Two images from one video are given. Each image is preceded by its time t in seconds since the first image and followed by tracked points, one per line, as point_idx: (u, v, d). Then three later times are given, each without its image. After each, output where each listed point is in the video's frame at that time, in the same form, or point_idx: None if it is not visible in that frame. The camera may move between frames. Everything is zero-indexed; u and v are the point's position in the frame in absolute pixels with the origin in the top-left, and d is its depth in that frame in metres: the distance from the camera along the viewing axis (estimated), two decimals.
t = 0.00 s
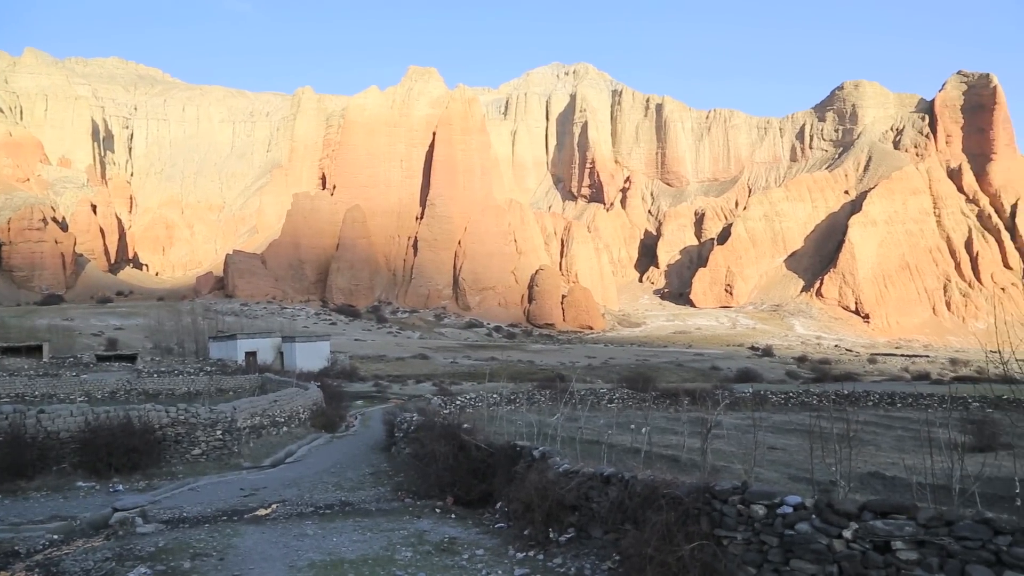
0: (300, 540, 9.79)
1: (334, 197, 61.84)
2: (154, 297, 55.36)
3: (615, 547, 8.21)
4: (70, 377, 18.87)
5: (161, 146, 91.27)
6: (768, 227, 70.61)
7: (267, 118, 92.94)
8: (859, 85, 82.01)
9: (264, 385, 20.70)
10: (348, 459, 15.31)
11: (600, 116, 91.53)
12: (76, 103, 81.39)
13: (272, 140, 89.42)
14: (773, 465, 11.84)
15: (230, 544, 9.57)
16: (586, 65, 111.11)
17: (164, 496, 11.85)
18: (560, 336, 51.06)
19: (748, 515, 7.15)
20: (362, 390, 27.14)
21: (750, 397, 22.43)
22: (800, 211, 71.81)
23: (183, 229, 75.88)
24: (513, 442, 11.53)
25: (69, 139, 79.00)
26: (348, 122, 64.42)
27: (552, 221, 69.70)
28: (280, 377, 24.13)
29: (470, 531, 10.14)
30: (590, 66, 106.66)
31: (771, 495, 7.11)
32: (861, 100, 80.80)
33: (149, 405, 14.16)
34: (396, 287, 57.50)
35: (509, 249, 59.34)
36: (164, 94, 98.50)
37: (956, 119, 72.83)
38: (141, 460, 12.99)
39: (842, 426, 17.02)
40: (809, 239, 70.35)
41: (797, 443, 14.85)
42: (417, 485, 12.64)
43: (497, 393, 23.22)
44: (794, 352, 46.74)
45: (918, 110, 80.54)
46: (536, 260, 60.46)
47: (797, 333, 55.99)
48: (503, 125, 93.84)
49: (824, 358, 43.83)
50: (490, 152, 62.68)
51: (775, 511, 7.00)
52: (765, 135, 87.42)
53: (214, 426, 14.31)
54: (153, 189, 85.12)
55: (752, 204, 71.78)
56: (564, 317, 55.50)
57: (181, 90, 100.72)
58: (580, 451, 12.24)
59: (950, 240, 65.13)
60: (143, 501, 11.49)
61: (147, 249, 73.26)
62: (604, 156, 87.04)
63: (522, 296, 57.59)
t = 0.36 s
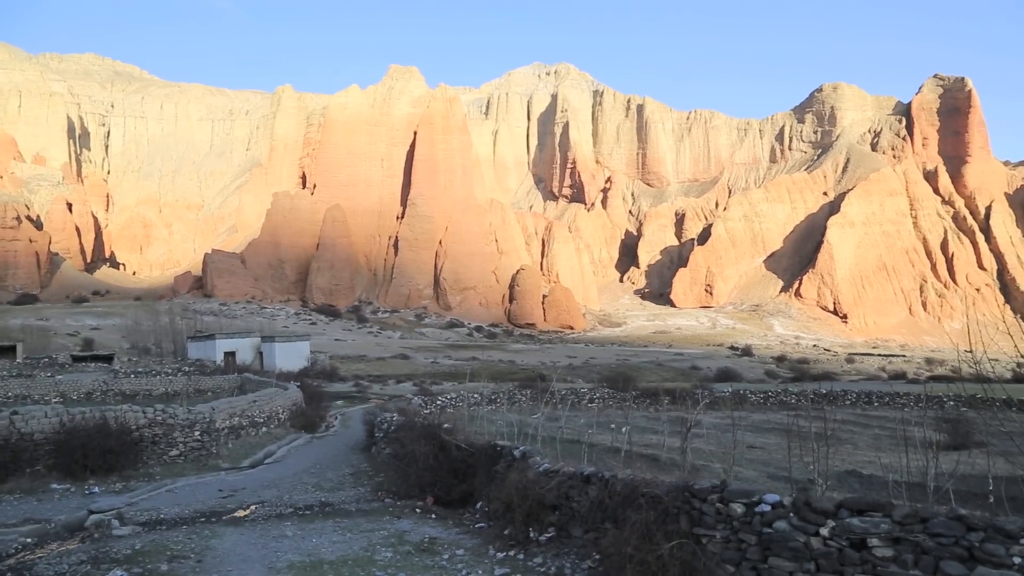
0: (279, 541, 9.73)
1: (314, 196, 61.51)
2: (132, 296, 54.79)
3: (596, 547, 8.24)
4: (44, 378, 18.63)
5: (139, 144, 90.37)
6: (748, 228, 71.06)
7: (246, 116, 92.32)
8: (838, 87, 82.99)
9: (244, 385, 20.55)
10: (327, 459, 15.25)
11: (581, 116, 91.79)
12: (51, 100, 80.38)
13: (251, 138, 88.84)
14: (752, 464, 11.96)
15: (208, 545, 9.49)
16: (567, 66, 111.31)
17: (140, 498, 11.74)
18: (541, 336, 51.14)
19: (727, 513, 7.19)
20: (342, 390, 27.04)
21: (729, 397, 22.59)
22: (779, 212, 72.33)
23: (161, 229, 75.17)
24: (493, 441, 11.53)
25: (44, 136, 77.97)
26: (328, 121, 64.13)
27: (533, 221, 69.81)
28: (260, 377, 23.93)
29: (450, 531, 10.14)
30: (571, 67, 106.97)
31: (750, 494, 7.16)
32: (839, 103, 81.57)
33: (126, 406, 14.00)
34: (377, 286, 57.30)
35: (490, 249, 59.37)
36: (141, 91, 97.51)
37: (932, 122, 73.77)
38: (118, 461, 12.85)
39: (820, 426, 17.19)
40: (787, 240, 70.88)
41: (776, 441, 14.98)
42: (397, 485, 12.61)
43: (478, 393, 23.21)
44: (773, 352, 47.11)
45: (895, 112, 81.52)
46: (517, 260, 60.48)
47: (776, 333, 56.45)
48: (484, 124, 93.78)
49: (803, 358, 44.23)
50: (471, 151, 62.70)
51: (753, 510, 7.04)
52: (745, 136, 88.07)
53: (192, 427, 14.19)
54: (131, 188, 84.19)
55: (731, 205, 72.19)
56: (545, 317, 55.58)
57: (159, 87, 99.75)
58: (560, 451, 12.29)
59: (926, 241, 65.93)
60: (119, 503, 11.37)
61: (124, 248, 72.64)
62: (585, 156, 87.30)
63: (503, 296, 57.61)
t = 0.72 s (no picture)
0: (258, 543, 9.65)
1: (292, 195, 61.10)
2: (106, 296, 54.20)
3: (575, 545, 8.25)
4: (16, 379, 18.36)
5: (113, 142, 89.31)
6: (726, 227, 71.49)
7: (223, 114, 91.55)
8: (815, 88, 83.88)
9: (221, 385, 20.37)
10: (306, 460, 15.15)
11: (561, 115, 91.88)
12: (23, 98, 79.27)
13: (228, 136, 88.09)
14: (731, 461, 12.08)
15: (185, 548, 9.40)
16: (546, 65, 111.47)
17: (116, 501, 11.60)
18: (521, 335, 51.14)
19: (705, 510, 7.22)
20: (321, 390, 26.88)
21: (708, 395, 22.71)
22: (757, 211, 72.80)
23: (136, 228, 74.41)
24: (473, 440, 11.51)
25: (15, 134, 76.88)
26: (306, 120, 63.75)
27: (512, 220, 69.81)
28: (237, 377, 23.71)
29: (430, 531, 10.10)
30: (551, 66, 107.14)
31: (727, 491, 7.19)
32: (816, 103, 82.43)
33: (100, 407, 13.83)
34: (356, 286, 57.03)
35: (470, 249, 59.32)
36: (116, 88, 96.37)
37: (906, 122, 74.81)
38: (92, 464, 12.69)
39: (797, 422, 17.36)
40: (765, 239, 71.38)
41: (755, 439, 15.10)
42: (376, 486, 12.56)
43: (458, 392, 23.16)
44: (752, 350, 47.47)
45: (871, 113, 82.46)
46: (497, 260, 60.43)
47: (754, 331, 56.87)
48: (463, 123, 93.62)
49: (781, 356, 44.59)
50: (451, 150, 62.66)
51: (731, 507, 7.08)
52: (723, 136, 88.66)
53: (168, 428, 14.05)
54: (106, 186, 83.19)
55: (710, 204, 72.57)
56: (524, 317, 55.60)
57: (134, 84, 98.64)
58: (540, 449, 12.32)
59: (901, 240, 66.69)
60: (93, 506, 11.23)
61: (99, 247, 71.84)
62: (565, 155, 87.42)
63: (482, 295, 57.54)
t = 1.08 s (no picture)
0: (236, 544, 9.58)
1: (272, 194, 60.70)
2: (82, 295, 53.61)
3: (555, 544, 8.27)
4: None
5: (90, 138, 88.24)
6: (707, 227, 71.86)
7: (202, 111, 90.73)
8: (794, 90, 84.71)
9: (199, 385, 20.20)
10: (286, 460, 15.06)
11: (542, 114, 91.91)
12: None
13: (208, 133, 87.27)
14: (710, 460, 12.20)
15: (162, 550, 9.31)
16: (528, 65, 111.50)
17: (91, 503, 11.47)
18: (503, 334, 51.14)
19: (684, 509, 7.25)
20: (302, 390, 26.73)
21: (688, 394, 22.83)
22: (738, 212, 73.23)
23: (114, 226, 73.62)
24: (453, 440, 11.49)
25: None
26: (287, 118, 63.38)
27: (494, 220, 69.79)
28: (216, 377, 23.52)
29: (410, 531, 10.07)
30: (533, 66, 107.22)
31: (706, 490, 7.22)
32: (795, 105, 83.33)
33: (76, 407, 13.67)
34: (337, 284, 56.75)
35: (451, 248, 59.26)
36: (92, 84, 95.21)
37: (884, 124, 75.70)
38: (67, 465, 12.54)
39: (775, 422, 17.52)
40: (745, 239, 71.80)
41: (735, 437, 15.20)
42: (356, 486, 12.51)
43: (439, 392, 23.11)
44: (731, 350, 47.79)
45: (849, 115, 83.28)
46: (478, 259, 60.38)
47: (734, 331, 57.23)
48: (445, 122, 93.47)
49: (761, 355, 44.92)
50: (432, 150, 62.63)
51: (710, 505, 7.11)
52: (704, 137, 89.16)
53: (145, 429, 13.90)
54: (82, 184, 82.22)
55: (690, 204, 72.92)
56: (505, 316, 55.58)
57: (111, 80, 97.51)
58: (521, 449, 12.34)
59: (879, 241, 67.37)
60: (68, 508, 11.09)
61: (75, 245, 71.03)
62: (546, 155, 87.46)
63: (464, 295, 57.48)
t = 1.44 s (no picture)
0: (214, 547, 9.50)
1: (250, 194, 60.27)
2: (56, 296, 52.93)
3: (535, 544, 8.28)
4: None
5: (64, 137, 87.10)
6: (685, 227, 72.22)
7: (178, 110, 89.85)
8: (772, 91, 85.50)
9: (177, 387, 20.01)
10: (264, 462, 14.96)
11: (522, 115, 91.96)
12: None
13: (184, 132, 86.41)
14: (689, 459, 12.29)
15: (138, 554, 9.22)
16: (507, 65, 111.57)
17: (65, 507, 11.33)
18: (482, 335, 51.09)
19: (663, 508, 7.28)
20: (280, 391, 26.55)
21: (668, 393, 22.94)
22: (716, 212, 73.63)
23: (88, 226, 72.79)
24: (433, 440, 11.46)
25: None
26: (265, 117, 62.92)
27: (473, 220, 69.78)
28: (193, 378, 23.31)
29: (389, 532, 10.03)
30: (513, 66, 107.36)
31: (685, 489, 7.26)
32: (773, 106, 84.09)
33: (50, 410, 13.48)
34: (315, 285, 56.46)
35: (430, 248, 59.14)
36: (65, 82, 93.97)
37: (860, 126, 76.58)
38: (40, 469, 12.37)
39: (754, 421, 17.65)
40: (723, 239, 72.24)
41: (713, 437, 15.31)
42: (335, 488, 12.44)
43: (418, 392, 23.07)
44: (710, 349, 48.11)
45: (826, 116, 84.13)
46: (458, 259, 60.30)
47: (712, 331, 57.58)
48: (424, 122, 93.22)
49: (739, 355, 45.25)
50: (411, 149, 62.50)
51: (689, 504, 7.14)
52: (683, 138, 89.65)
53: (121, 431, 13.76)
54: (56, 183, 81.21)
55: (669, 205, 73.24)
56: (485, 316, 55.54)
57: (85, 78, 96.33)
58: (501, 449, 12.34)
59: (855, 241, 68.06)
60: (41, 512, 10.95)
61: (49, 246, 70.09)
62: (526, 155, 87.50)
63: (443, 295, 57.38)
